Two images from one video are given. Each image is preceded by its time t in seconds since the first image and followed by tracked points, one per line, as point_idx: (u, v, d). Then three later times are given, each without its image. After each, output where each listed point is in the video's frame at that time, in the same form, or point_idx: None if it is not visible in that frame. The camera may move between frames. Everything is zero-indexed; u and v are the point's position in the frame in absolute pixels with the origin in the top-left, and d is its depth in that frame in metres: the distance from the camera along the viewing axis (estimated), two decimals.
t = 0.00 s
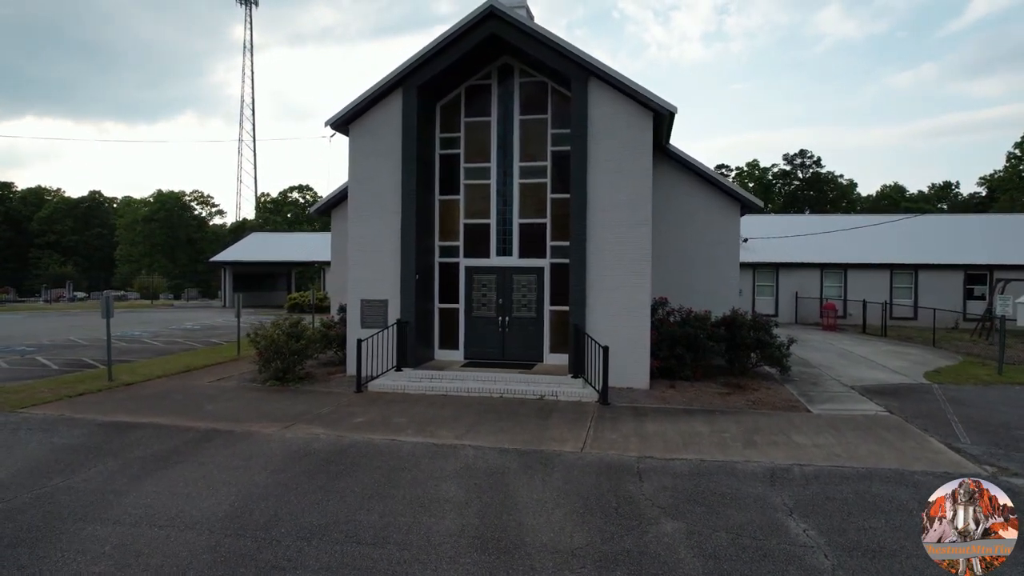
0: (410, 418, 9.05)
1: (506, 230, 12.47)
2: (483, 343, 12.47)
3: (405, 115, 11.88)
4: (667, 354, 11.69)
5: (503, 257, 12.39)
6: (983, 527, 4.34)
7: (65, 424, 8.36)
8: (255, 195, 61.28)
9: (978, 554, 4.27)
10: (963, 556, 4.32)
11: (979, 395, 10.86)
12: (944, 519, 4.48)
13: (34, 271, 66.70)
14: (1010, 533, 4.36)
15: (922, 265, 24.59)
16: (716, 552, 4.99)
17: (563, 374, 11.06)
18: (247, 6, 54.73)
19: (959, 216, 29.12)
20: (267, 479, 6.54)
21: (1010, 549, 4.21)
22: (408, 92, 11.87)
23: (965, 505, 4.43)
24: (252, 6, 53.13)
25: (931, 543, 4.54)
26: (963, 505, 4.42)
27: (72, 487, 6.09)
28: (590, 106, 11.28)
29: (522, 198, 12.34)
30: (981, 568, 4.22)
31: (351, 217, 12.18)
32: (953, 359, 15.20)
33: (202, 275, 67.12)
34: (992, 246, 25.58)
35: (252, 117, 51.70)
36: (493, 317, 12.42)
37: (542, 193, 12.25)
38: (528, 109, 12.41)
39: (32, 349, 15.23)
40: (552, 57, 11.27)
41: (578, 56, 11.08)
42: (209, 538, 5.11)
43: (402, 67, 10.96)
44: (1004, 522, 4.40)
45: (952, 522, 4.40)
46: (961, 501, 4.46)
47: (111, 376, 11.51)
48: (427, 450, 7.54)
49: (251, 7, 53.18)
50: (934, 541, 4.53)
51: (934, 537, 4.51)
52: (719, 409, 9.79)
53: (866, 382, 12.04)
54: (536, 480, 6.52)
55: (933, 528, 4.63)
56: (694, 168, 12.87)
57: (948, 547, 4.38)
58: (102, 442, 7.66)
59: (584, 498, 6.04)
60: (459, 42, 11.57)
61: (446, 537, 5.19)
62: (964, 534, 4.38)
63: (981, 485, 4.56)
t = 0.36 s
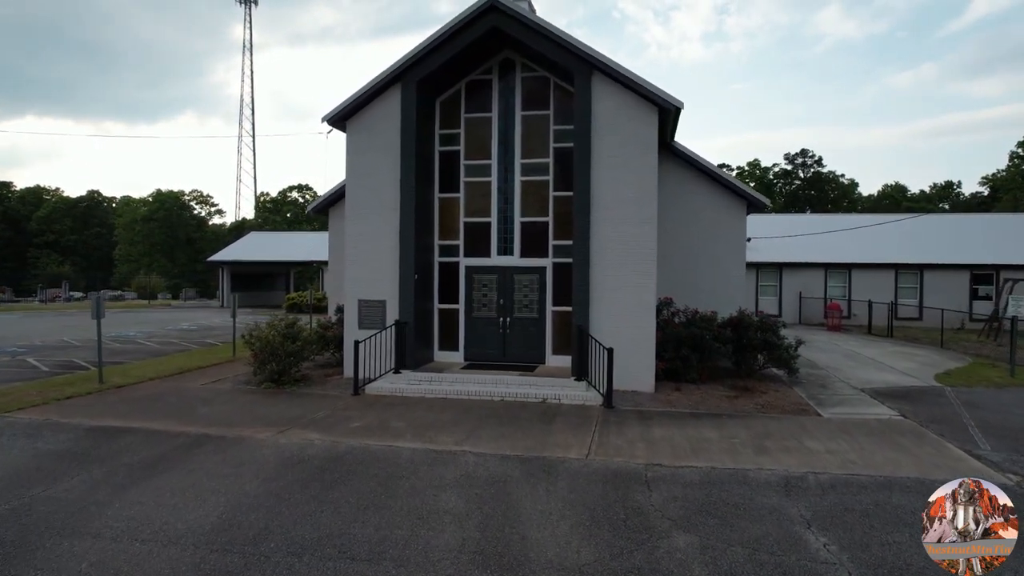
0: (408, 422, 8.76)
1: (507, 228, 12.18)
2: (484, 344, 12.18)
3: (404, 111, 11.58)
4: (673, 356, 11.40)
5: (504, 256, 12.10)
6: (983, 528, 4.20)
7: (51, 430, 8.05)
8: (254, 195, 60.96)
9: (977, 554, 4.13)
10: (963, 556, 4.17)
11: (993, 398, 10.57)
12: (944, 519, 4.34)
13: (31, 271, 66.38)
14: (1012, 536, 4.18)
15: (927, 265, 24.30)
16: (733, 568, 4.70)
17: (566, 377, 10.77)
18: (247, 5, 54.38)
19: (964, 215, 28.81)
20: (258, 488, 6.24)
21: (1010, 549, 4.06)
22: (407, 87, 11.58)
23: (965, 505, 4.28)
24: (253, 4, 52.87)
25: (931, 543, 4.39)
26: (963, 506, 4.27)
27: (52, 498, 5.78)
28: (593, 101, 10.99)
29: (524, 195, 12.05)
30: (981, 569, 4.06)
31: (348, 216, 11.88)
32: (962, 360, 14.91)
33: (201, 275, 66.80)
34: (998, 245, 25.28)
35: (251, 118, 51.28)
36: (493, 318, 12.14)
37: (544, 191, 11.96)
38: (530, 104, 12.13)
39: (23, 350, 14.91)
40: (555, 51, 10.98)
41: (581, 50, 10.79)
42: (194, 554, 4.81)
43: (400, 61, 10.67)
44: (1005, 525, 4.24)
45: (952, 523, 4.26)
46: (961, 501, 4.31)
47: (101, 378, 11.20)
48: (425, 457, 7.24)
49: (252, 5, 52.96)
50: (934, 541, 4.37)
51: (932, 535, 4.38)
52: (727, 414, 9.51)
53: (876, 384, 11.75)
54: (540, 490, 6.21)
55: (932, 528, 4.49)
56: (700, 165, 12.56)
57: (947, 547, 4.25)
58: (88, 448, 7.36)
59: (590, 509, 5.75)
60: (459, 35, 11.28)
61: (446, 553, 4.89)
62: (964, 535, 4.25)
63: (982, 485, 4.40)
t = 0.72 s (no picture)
0: (405, 432, 8.27)
1: (508, 227, 11.70)
2: (484, 347, 11.70)
3: (401, 104, 11.10)
4: (682, 360, 10.92)
5: (506, 256, 11.62)
6: (984, 527, 3.33)
7: (23, 440, 7.55)
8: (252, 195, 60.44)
9: (978, 554, 3.28)
10: (963, 556, 3.30)
11: (1019, 405, 10.07)
12: (943, 518, 3.45)
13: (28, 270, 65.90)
14: (1015, 535, 3.27)
15: (937, 265, 23.78)
16: None
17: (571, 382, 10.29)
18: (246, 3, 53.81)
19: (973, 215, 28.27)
20: (238, 507, 5.74)
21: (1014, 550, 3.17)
22: (404, 79, 11.09)
23: (967, 504, 3.39)
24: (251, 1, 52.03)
25: (927, 543, 3.48)
26: (964, 504, 3.39)
27: (11, 520, 5.28)
28: (599, 93, 10.50)
29: (526, 192, 11.56)
30: (983, 571, 3.22)
31: (342, 213, 11.39)
32: (979, 364, 14.40)
33: (198, 275, 66.29)
34: (1009, 245, 24.74)
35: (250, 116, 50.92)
36: (494, 320, 11.66)
37: (548, 188, 11.47)
38: (532, 97, 11.63)
39: (7, 352, 14.41)
40: (559, 41, 10.48)
41: (587, 39, 10.29)
42: None
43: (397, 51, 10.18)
44: (1006, 523, 3.31)
45: (952, 522, 3.37)
46: (962, 500, 3.43)
47: (85, 383, 10.70)
48: (422, 471, 6.74)
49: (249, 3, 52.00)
50: (931, 541, 3.47)
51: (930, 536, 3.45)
52: (742, 422, 9.01)
53: (894, 389, 11.25)
54: (545, 510, 5.71)
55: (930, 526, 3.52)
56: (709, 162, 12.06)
57: (946, 547, 3.34)
58: (60, 461, 6.85)
59: (600, 533, 5.24)
60: (459, 24, 10.79)
61: None
62: (964, 534, 3.36)
63: (983, 480, 3.49)
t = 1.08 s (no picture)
0: (398, 445, 7.64)
1: (510, 224, 11.06)
2: (485, 352, 11.08)
3: (396, 93, 10.45)
4: (694, 365, 10.29)
5: (507, 255, 10.99)
6: (984, 528, 4.04)
7: None
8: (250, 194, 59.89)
9: (978, 554, 3.96)
10: (963, 556, 4.00)
11: None
12: (944, 519, 4.13)
13: (24, 270, 65.31)
14: (1012, 535, 4.06)
15: (949, 265, 23.14)
16: None
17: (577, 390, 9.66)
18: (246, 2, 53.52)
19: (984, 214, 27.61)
20: (208, 537, 5.10)
21: (1012, 549, 3.92)
22: (400, 67, 10.45)
23: (966, 505, 4.08)
24: None
25: (929, 543, 4.19)
26: (964, 505, 4.08)
27: None
28: (607, 82, 9.87)
29: (529, 187, 10.93)
30: (982, 569, 3.91)
31: (334, 209, 10.76)
32: (1002, 368, 13.76)
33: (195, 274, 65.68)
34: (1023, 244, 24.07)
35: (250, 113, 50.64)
36: (496, 322, 11.03)
37: (551, 183, 10.84)
38: (535, 87, 10.99)
39: None
40: (565, 26, 9.84)
41: (594, 23, 9.66)
42: None
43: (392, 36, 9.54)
44: (1004, 523, 4.09)
45: (952, 523, 4.06)
46: (962, 501, 4.11)
47: (59, 390, 10.05)
48: (415, 493, 6.10)
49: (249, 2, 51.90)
50: (932, 541, 4.18)
51: (932, 537, 4.17)
52: (761, 433, 8.38)
53: (918, 396, 10.62)
54: (553, 540, 5.07)
55: (930, 527, 4.25)
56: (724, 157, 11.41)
57: (947, 548, 4.04)
58: (16, 480, 6.21)
59: (617, 569, 4.61)
60: (459, 8, 10.14)
61: None
62: (965, 534, 4.06)
63: (981, 484, 4.24)
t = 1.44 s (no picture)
0: (389, 464, 6.88)
1: (512, 221, 10.29)
2: (485, 358, 10.32)
3: (389, 79, 9.69)
4: (713, 372, 9.51)
5: (509, 253, 10.23)
6: (984, 528, 3.84)
7: None
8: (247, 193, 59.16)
9: (977, 554, 3.82)
10: (962, 555, 3.86)
11: None
12: (943, 518, 3.93)
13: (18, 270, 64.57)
14: (1012, 535, 3.84)
15: (965, 264, 22.38)
16: None
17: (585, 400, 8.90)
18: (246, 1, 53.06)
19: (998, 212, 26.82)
20: None
21: (1013, 550, 3.76)
22: (393, 50, 9.69)
23: (967, 505, 3.86)
24: None
25: (928, 542, 4.02)
26: (963, 506, 3.87)
27: None
28: (618, 66, 9.10)
29: (532, 180, 10.17)
30: (981, 569, 3.80)
31: (322, 204, 9.98)
32: None
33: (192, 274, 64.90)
34: None
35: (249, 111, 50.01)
36: (496, 326, 10.27)
37: (556, 176, 10.09)
38: (539, 73, 10.23)
39: None
40: (572, 5, 9.08)
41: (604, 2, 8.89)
42: None
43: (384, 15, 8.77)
44: (1005, 523, 3.86)
45: (952, 523, 3.87)
46: (961, 500, 3.89)
47: (24, 400, 9.28)
48: (405, 524, 5.34)
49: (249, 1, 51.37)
50: (931, 540, 4.01)
51: (932, 536, 4.00)
52: (789, 449, 7.62)
53: (952, 405, 9.85)
54: None
55: (931, 526, 4.04)
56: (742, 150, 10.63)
57: (946, 548, 3.89)
58: None
59: None
60: None
61: None
62: (964, 534, 3.88)
63: (982, 481, 3.98)
